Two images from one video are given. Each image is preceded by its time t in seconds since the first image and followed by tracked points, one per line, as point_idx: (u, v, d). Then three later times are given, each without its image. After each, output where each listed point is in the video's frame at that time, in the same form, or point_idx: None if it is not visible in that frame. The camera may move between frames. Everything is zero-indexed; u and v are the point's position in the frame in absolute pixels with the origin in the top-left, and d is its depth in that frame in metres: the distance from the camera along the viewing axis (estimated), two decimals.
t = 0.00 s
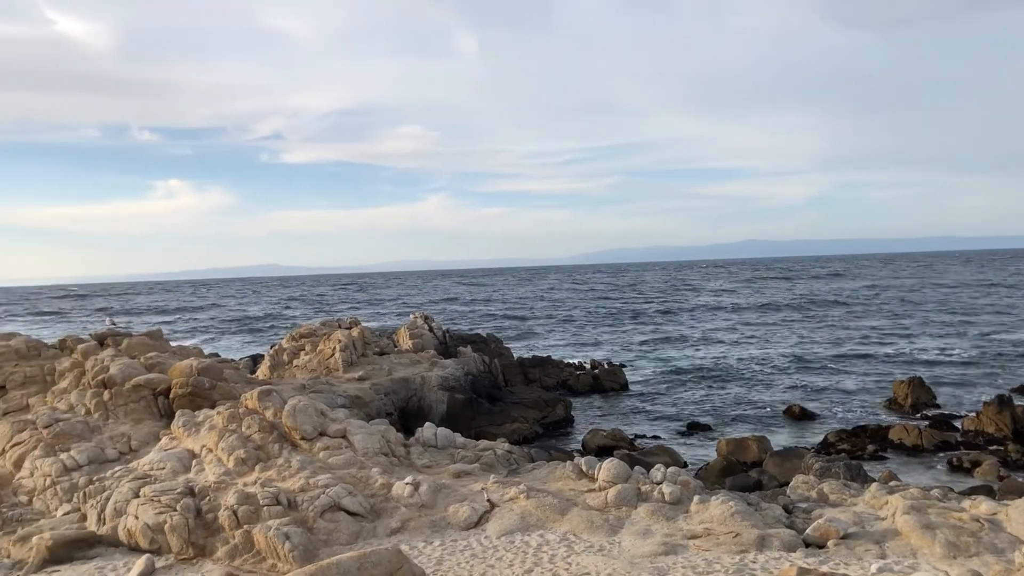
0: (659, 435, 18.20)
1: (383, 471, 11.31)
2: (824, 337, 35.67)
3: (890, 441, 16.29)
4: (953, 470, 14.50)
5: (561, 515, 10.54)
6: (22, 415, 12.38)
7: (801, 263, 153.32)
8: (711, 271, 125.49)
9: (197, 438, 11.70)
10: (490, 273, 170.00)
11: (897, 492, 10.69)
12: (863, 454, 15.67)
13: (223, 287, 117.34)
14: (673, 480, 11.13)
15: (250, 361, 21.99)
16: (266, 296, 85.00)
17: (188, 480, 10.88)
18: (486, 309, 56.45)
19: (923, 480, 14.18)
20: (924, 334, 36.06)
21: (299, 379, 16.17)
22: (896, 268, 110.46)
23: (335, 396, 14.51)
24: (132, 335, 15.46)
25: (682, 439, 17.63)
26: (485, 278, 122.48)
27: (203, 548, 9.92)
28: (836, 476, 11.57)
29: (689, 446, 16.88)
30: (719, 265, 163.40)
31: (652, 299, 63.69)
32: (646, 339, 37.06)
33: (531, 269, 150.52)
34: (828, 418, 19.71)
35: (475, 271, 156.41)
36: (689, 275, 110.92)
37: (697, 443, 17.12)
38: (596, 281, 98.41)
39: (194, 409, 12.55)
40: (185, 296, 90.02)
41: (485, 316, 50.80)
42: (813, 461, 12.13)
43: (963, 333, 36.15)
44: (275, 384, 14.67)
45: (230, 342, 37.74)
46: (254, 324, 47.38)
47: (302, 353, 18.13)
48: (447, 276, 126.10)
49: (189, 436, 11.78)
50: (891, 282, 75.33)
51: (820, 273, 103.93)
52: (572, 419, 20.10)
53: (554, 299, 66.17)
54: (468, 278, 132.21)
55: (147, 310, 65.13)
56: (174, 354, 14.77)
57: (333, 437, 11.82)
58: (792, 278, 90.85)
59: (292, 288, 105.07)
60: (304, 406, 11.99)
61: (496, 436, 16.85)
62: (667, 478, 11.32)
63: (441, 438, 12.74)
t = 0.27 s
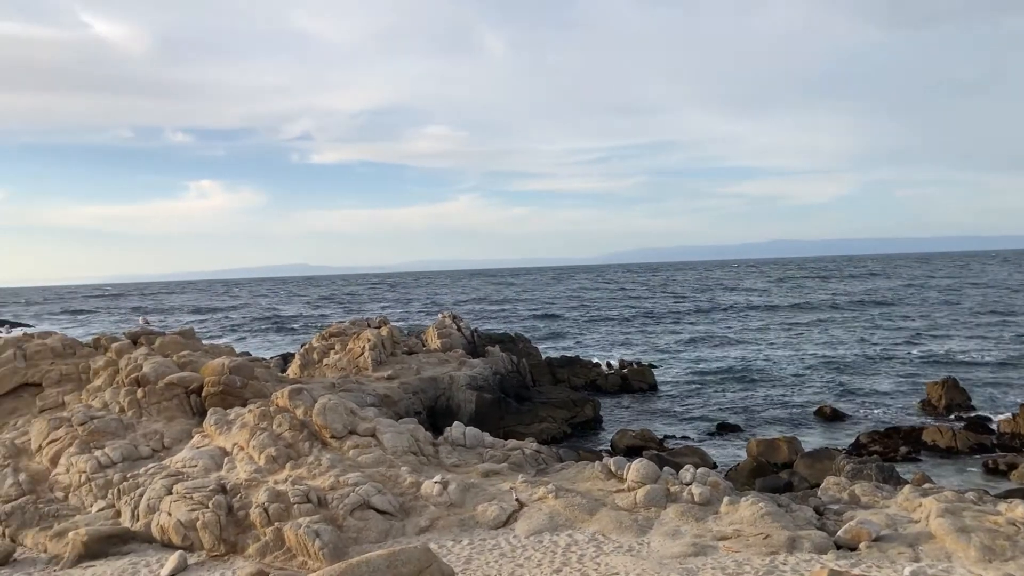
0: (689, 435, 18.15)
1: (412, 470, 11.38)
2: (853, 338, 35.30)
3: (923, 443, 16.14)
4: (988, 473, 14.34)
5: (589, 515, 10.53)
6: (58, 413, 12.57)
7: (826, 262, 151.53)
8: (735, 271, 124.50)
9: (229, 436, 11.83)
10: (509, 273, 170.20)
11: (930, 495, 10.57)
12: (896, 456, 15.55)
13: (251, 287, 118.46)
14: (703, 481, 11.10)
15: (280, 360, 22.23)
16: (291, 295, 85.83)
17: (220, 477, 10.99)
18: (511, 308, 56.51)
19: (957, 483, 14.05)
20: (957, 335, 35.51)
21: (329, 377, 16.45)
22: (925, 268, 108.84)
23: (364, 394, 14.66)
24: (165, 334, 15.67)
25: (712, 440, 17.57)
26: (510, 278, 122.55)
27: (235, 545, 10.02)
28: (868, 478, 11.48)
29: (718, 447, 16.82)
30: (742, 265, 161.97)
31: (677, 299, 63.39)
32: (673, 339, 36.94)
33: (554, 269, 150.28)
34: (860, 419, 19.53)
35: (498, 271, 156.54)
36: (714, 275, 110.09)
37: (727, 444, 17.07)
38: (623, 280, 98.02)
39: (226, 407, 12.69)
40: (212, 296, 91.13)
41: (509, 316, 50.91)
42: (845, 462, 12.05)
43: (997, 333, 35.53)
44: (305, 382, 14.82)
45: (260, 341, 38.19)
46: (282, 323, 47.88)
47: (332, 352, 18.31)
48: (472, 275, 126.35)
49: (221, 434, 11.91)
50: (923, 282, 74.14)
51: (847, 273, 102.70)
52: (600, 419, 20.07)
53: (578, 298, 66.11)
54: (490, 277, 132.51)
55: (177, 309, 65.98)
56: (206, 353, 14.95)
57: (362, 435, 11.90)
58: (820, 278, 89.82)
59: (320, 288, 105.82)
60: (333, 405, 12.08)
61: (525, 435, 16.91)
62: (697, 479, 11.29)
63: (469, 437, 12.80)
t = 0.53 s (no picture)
0: (709, 437, 18.13)
1: (431, 472, 11.42)
2: (874, 340, 35.05)
3: (945, 446, 16.07)
4: (1011, 477, 14.23)
5: (608, 517, 10.54)
6: (80, 413, 12.69)
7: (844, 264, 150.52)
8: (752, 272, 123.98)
9: (250, 437, 11.91)
10: (522, 274, 170.42)
11: (953, 499, 10.50)
12: (917, 459, 15.49)
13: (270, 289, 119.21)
14: (723, 484, 11.08)
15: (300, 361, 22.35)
16: (308, 297, 86.38)
17: (240, 478, 11.06)
18: (529, 310, 56.55)
19: (980, 487, 13.97)
20: (980, 337, 35.14)
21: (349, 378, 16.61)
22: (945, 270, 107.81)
23: (384, 395, 14.75)
24: (186, 334, 15.81)
25: (733, 443, 17.53)
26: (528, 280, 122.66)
27: (255, 545, 10.08)
28: (890, 481, 11.43)
29: (738, 449, 16.79)
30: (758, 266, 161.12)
31: (695, 300, 63.17)
32: (692, 341, 36.84)
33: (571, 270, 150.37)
34: (882, 422, 19.43)
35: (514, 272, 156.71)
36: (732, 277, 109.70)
37: (748, 446, 17.04)
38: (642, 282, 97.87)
39: (246, 408, 12.78)
40: (231, 297, 91.94)
41: (524, 317, 50.99)
42: (866, 466, 12.01)
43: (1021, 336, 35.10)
44: (324, 383, 14.91)
45: (279, 342, 38.51)
46: (300, 324, 48.23)
47: (352, 353, 18.42)
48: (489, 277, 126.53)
49: (241, 435, 11.99)
50: (945, 284, 73.43)
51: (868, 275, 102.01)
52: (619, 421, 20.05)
53: (596, 300, 66.04)
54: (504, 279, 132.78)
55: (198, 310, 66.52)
56: (227, 354, 15.06)
57: (382, 437, 11.96)
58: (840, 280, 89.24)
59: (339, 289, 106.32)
60: (353, 406, 12.14)
61: (544, 437, 16.96)
62: (716, 481, 11.27)
63: (488, 439, 12.84)
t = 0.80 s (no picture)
0: (723, 441, 18.11)
1: (444, 474, 11.44)
2: (889, 344, 34.86)
3: (961, 450, 16.00)
4: None
5: (621, 520, 10.53)
6: (95, 415, 12.78)
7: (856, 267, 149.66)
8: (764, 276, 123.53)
9: (263, 438, 11.97)
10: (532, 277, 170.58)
11: (969, 503, 10.44)
12: (932, 463, 15.43)
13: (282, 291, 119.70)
14: (736, 487, 11.06)
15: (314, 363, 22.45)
16: (319, 299, 86.71)
17: (254, 480, 11.11)
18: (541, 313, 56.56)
19: (996, 492, 13.89)
20: (997, 342, 34.84)
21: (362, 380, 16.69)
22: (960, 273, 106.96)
23: (397, 398, 14.80)
24: (200, 336, 15.90)
25: (747, 446, 17.49)
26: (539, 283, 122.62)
27: (269, 547, 10.11)
28: (905, 486, 11.38)
29: (752, 453, 16.77)
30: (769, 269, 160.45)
31: (708, 304, 62.96)
32: (706, 344, 36.76)
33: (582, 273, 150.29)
34: (897, 426, 19.35)
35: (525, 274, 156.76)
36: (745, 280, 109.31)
37: (762, 450, 17.00)
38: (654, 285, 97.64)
39: (260, 410, 12.84)
40: (243, 300, 92.39)
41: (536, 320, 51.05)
42: (881, 470, 11.96)
43: None
44: (337, 386, 14.97)
45: (293, 345, 38.72)
46: (313, 326, 48.44)
47: (365, 356, 18.51)
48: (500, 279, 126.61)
49: (255, 437, 12.05)
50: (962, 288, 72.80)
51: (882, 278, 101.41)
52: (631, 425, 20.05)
53: (608, 303, 65.92)
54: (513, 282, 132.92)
55: (211, 313, 66.90)
56: (240, 356, 15.14)
57: (394, 439, 11.99)
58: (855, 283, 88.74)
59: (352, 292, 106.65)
60: (366, 408, 12.18)
61: (557, 440, 16.99)
62: (730, 485, 11.26)
63: (500, 441, 12.84)
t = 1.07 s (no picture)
0: (740, 444, 18.09)
1: (459, 476, 11.46)
2: (906, 347, 34.63)
3: (979, 456, 15.89)
4: None
5: (636, 523, 10.52)
6: (114, 414, 12.89)
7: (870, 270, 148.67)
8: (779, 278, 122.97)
9: (280, 439, 12.03)
10: (544, 278, 170.38)
11: (988, 509, 10.35)
12: (950, 468, 15.34)
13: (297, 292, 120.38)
14: (752, 491, 11.04)
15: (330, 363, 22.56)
16: (333, 300, 87.07)
17: (270, 480, 11.16)
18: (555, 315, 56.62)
19: (1015, 498, 13.78)
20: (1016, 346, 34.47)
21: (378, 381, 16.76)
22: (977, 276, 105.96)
23: (412, 399, 14.86)
24: (217, 337, 16.01)
25: (764, 450, 17.45)
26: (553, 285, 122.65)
27: (284, 547, 10.14)
28: (923, 490, 11.33)
29: (769, 457, 16.75)
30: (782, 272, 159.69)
31: (722, 306, 62.76)
32: (722, 347, 36.68)
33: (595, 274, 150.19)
34: (915, 430, 19.23)
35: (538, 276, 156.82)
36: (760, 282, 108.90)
37: (778, 453, 16.98)
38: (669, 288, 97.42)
39: (276, 410, 12.91)
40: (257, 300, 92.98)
41: (548, 322, 51.07)
42: (898, 474, 11.91)
43: None
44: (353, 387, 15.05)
45: (309, 345, 38.97)
46: (329, 327, 48.72)
47: (380, 357, 18.61)
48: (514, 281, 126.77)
49: (271, 437, 12.12)
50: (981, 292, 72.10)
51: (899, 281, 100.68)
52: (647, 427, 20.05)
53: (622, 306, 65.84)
54: (527, 284, 132.94)
55: (226, 313, 67.40)
56: (257, 356, 15.23)
57: (409, 440, 12.03)
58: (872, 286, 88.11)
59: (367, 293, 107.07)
60: (381, 409, 12.22)
61: (572, 443, 17.02)
62: (746, 489, 11.24)
63: (515, 443, 12.87)
